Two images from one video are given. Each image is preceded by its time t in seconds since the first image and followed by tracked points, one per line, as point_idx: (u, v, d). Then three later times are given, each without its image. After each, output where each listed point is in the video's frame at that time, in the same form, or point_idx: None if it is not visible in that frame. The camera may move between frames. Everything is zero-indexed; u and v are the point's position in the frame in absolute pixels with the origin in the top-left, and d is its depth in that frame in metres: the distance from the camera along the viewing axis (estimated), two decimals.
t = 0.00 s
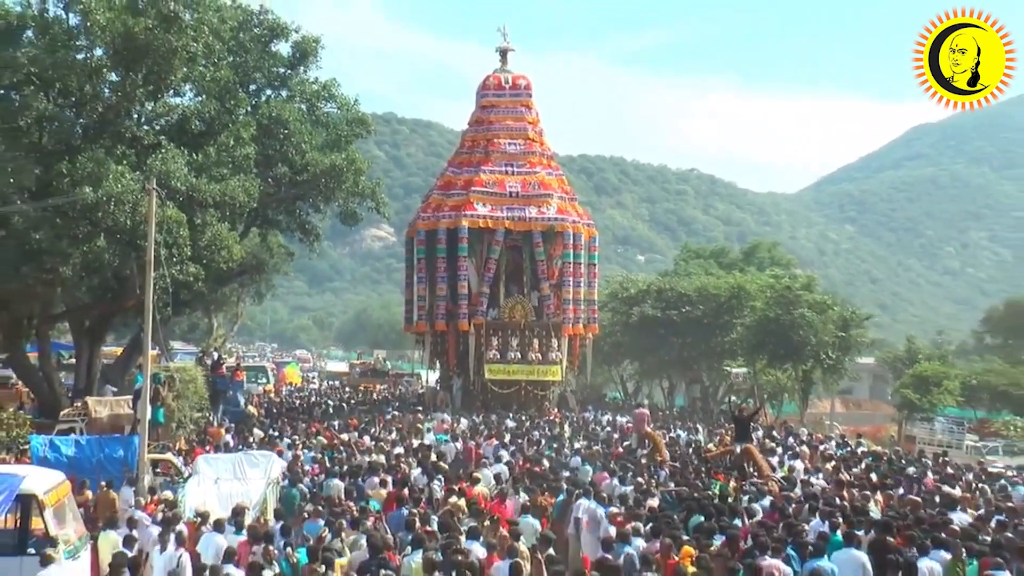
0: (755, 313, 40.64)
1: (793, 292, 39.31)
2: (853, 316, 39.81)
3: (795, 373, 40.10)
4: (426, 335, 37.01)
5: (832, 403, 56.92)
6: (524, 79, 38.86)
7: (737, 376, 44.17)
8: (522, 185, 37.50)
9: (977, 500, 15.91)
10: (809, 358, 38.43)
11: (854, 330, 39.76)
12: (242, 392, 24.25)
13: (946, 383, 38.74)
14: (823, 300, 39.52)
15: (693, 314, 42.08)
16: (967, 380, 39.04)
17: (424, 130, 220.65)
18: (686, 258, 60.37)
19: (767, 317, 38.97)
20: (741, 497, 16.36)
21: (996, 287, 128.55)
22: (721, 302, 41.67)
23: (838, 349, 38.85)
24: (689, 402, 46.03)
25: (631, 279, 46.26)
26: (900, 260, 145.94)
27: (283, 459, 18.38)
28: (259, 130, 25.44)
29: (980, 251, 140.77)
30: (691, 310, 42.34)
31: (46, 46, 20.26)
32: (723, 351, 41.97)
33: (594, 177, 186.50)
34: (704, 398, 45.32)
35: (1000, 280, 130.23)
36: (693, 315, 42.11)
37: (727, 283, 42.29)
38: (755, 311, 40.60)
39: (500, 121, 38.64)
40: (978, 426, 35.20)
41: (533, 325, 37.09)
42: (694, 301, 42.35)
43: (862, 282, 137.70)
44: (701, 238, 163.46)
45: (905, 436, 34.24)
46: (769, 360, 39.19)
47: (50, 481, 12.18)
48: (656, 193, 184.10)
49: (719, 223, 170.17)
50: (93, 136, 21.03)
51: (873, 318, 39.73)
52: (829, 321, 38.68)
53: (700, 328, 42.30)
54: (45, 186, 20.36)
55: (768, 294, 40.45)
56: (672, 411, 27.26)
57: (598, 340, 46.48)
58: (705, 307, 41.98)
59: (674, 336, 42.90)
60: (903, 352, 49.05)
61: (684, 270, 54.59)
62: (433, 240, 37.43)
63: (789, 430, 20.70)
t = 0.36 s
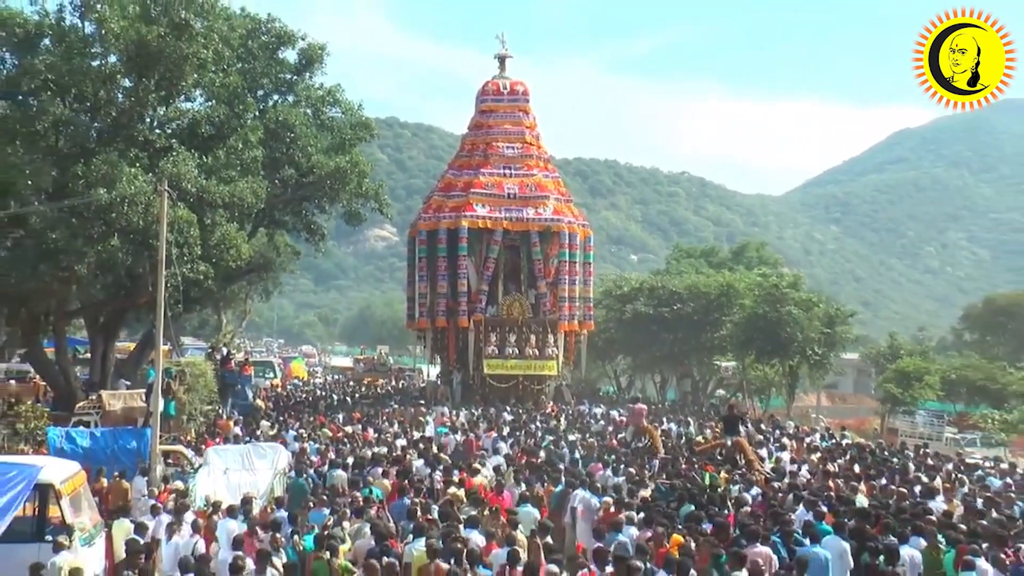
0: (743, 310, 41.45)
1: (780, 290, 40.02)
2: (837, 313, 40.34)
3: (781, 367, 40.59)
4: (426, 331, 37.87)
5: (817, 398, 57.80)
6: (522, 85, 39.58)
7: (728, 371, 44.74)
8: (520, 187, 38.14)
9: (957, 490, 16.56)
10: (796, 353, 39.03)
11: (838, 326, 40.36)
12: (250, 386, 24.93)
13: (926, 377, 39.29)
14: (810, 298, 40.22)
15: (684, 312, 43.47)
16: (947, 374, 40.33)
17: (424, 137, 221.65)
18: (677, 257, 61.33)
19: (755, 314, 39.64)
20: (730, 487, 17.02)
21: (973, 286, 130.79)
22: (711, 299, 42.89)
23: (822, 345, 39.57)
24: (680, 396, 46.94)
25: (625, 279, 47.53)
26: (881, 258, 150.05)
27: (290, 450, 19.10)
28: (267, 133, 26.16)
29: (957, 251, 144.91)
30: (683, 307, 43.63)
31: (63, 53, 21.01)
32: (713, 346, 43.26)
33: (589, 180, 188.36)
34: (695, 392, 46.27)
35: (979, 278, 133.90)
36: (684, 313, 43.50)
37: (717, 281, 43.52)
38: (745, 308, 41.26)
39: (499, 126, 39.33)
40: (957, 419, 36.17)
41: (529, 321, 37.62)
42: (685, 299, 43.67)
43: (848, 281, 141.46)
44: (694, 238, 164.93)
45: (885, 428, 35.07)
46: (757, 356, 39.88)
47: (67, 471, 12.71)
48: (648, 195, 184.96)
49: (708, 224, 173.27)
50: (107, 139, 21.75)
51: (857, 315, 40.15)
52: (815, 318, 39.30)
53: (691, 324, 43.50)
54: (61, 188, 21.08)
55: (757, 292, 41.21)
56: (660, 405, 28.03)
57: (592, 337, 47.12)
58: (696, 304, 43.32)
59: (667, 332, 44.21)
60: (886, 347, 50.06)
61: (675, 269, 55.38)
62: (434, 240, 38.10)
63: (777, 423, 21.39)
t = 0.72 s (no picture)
0: (734, 307, 42.31)
1: (770, 288, 41.68)
2: (825, 310, 41.79)
3: (771, 363, 42.33)
4: (429, 328, 38.55)
5: (805, 392, 60.33)
6: (520, 90, 40.26)
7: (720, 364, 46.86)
8: (519, 189, 38.78)
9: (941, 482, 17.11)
10: (785, 349, 41.04)
11: (827, 324, 41.93)
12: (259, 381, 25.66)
13: (911, 372, 41.22)
14: (798, 297, 41.79)
15: (677, 309, 44.47)
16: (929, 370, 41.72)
17: (425, 138, 222.69)
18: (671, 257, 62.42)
19: (746, 311, 41.44)
20: (722, 479, 17.65)
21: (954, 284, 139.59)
22: (704, 297, 43.91)
23: (811, 342, 41.32)
24: (674, 390, 47.98)
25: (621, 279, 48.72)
26: (869, 258, 155.91)
27: (297, 444, 19.86)
28: (275, 137, 26.80)
29: (940, 251, 151.51)
30: (676, 304, 44.65)
31: (79, 60, 21.73)
32: (705, 343, 44.04)
33: (586, 182, 190.36)
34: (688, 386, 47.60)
35: (958, 277, 141.10)
36: (677, 310, 44.50)
37: (710, 279, 44.42)
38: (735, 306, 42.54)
39: (499, 130, 40.00)
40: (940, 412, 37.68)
41: (529, 319, 38.34)
42: (679, 297, 44.79)
43: (833, 280, 146.35)
44: (687, 239, 165.50)
45: (872, 422, 36.02)
46: (748, 352, 41.77)
47: (81, 462, 12.73)
48: (642, 196, 187.11)
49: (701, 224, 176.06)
50: (121, 143, 22.41)
51: (845, 313, 41.76)
52: (804, 316, 41.11)
53: (684, 322, 44.51)
54: (77, 190, 21.77)
55: (746, 290, 42.60)
56: (652, 400, 28.85)
57: (589, 334, 48.41)
58: (689, 302, 44.33)
59: (661, 330, 45.27)
60: (872, 344, 52.97)
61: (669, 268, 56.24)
62: (437, 240, 38.82)
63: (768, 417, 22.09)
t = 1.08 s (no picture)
0: (726, 306, 43.59)
1: (761, 288, 42.39)
2: (814, 310, 42.91)
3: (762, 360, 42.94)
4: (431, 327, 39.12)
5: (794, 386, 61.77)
6: (520, 97, 40.99)
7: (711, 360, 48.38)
8: (519, 193, 39.47)
9: (926, 477, 17.58)
10: (775, 347, 41.65)
11: (815, 322, 43.04)
12: (268, 377, 26.41)
13: (896, 369, 44.05)
14: (788, 296, 42.47)
15: (672, 308, 45.67)
16: (913, 366, 44.87)
17: (428, 143, 223.97)
18: (665, 257, 63.57)
19: (738, 310, 42.06)
20: (715, 471, 18.29)
21: (936, 284, 152.07)
22: (697, 296, 45.28)
23: (800, 339, 42.22)
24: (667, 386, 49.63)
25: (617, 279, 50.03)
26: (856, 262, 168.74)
27: (305, 438, 20.56)
28: (283, 143, 27.53)
29: (923, 254, 166.91)
30: (671, 304, 45.86)
31: (96, 68, 22.54)
32: (698, 341, 45.29)
33: (583, 186, 194.57)
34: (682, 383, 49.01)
35: (940, 277, 154.28)
36: (671, 309, 45.70)
37: (703, 279, 45.89)
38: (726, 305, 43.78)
39: (500, 136, 40.70)
40: (925, 408, 39.43)
41: (529, 318, 39.01)
42: (673, 296, 46.03)
43: (821, 280, 158.14)
44: (680, 241, 172.51)
45: (861, 418, 37.12)
46: (739, 350, 42.31)
47: (99, 456, 13.30)
48: (638, 200, 192.41)
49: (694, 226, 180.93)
50: (136, 148, 23.20)
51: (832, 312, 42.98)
52: (793, 315, 41.81)
53: (678, 320, 45.75)
54: (94, 193, 22.54)
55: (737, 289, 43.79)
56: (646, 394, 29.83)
57: (586, 333, 49.30)
58: (683, 301, 45.61)
59: (655, 328, 46.40)
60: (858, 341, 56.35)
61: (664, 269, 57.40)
62: (440, 242, 39.56)
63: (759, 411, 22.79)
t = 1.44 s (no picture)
0: (719, 305, 44.22)
1: (753, 288, 43.53)
2: (805, 308, 44.07)
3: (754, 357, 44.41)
4: (434, 325, 39.77)
5: (785, 383, 62.85)
6: (520, 103, 41.64)
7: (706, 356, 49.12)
8: (518, 196, 40.13)
9: (913, 472, 18.05)
10: (767, 344, 42.63)
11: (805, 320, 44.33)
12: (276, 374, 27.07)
13: (883, 366, 45.69)
14: (779, 296, 43.68)
15: (667, 307, 46.36)
16: (901, 363, 45.97)
17: (431, 147, 225.09)
18: (660, 258, 64.48)
19: (730, 309, 43.12)
20: (708, 465, 18.87)
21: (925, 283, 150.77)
22: (691, 296, 45.88)
23: (792, 336, 43.35)
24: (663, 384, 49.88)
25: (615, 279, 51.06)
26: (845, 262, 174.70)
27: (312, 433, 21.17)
28: (290, 147, 28.16)
29: (910, 254, 168.95)
30: (666, 303, 46.56)
31: (109, 74, 23.15)
32: (692, 339, 45.90)
33: (582, 189, 197.33)
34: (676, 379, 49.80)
35: (926, 276, 155.87)
36: (666, 308, 46.40)
37: (697, 279, 46.53)
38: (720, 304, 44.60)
39: (500, 141, 41.26)
40: (911, 406, 40.30)
41: (529, 317, 40.02)
42: (668, 296, 46.75)
43: (811, 280, 162.24)
44: (673, 242, 178.48)
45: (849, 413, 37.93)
46: (732, 347, 43.51)
47: (112, 451, 13.89)
48: (635, 202, 196.42)
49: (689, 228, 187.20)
50: (148, 152, 24.06)
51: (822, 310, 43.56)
52: (784, 313, 42.90)
53: (673, 319, 46.44)
54: (108, 196, 23.23)
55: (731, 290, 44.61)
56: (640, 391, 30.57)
57: (583, 330, 49.83)
58: (678, 301, 46.28)
59: (651, 326, 47.08)
60: (846, 339, 57.86)
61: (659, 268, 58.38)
62: (442, 243, 40.24)
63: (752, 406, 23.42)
